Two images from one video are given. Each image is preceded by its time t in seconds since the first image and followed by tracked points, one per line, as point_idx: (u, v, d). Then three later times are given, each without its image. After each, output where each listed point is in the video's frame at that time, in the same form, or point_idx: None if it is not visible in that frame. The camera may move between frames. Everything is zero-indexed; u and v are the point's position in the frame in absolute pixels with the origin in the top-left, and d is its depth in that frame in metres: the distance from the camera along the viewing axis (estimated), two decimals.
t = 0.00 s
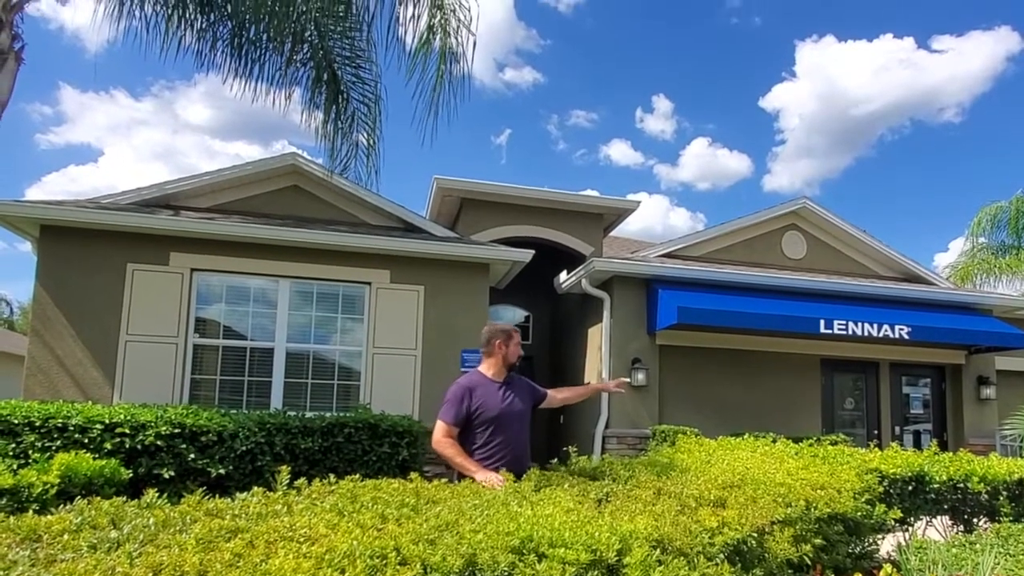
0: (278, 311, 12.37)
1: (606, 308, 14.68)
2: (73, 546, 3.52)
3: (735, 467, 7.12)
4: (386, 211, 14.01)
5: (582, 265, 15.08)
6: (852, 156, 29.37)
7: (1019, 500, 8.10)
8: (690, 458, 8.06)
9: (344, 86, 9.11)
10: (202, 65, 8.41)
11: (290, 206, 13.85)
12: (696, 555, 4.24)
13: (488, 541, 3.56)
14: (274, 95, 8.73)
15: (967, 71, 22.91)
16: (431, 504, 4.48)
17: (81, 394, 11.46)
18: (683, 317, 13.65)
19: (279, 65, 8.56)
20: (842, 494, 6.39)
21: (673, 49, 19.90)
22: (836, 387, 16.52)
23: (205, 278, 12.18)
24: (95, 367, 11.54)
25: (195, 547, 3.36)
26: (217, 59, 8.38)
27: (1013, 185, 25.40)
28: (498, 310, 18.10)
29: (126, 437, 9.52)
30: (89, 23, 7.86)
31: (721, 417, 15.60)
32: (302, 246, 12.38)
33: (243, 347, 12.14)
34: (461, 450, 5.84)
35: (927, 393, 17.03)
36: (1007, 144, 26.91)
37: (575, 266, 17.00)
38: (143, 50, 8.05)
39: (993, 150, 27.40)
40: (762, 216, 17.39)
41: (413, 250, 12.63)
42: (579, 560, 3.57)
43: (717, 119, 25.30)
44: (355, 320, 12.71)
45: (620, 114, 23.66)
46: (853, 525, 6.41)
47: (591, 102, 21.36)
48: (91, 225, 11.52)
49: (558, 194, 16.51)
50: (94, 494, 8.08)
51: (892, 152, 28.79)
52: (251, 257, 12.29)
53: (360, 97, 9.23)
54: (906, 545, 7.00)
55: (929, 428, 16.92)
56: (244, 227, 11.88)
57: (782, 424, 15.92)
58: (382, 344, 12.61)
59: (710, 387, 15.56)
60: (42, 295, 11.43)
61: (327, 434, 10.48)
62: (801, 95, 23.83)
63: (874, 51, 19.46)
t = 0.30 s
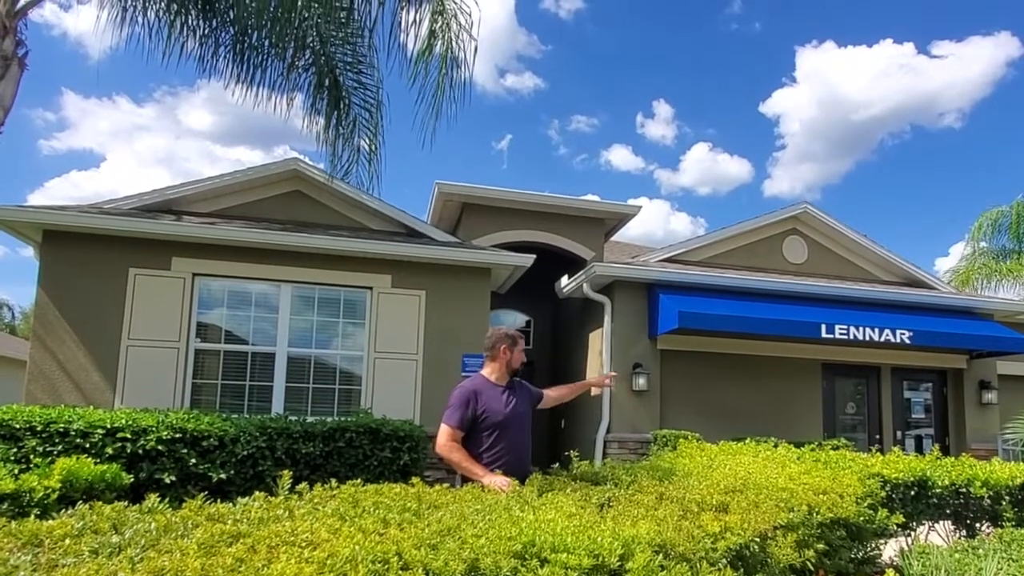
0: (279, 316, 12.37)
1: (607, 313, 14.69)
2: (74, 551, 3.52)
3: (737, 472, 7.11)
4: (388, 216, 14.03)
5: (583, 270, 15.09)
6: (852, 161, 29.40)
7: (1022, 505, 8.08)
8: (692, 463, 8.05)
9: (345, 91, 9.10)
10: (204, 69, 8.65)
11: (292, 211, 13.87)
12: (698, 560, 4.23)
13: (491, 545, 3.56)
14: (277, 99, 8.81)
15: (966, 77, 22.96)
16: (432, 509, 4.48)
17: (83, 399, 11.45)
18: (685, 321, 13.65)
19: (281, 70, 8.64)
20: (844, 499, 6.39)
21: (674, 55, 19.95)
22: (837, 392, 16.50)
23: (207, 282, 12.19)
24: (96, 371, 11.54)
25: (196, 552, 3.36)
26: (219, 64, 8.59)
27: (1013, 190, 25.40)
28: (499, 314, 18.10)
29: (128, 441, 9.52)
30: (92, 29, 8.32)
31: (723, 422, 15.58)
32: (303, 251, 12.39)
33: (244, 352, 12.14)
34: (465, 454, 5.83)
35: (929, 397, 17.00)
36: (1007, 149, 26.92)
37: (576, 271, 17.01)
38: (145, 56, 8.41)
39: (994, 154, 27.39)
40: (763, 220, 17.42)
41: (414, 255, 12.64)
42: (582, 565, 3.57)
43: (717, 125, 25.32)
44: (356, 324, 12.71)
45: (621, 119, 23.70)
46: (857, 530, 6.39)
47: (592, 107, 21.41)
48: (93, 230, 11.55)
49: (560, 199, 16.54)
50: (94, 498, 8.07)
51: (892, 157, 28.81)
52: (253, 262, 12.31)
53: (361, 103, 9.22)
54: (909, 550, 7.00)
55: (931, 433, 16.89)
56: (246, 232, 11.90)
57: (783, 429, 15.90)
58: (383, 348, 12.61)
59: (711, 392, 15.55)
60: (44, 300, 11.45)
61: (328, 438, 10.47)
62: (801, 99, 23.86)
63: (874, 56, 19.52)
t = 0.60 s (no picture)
0: (280, 320, 12.39)
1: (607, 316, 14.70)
2: (75, 555, 3.52)
3: (738, 475, 7.12)
4: (388, 220, 14.04)
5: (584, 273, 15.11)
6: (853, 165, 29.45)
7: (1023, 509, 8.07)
8: (693, 467, 8.04)
9: (346, 96, 9.27)
10: (206, 75, 8.71)
11: (293, 215, 13.88)
12: (699, 563, 4.23)
13: (492, 549, 3.57)
14: (279, 103, 8.87)
15: (967, 81, 22.99)
16: (433, 512, 4.49)
17: (84, 403, 11.46)
18: (685, 325, 13.66)
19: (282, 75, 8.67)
20: (845, 502, 6.38)
21: (674, 59, 19.98)
22: (838, 395, 16.48)
23: (208, 286, 12.21)
24: (98, 375, 11.55)
25: (197, 555, 3.37)
26: (222, 70, 8.66)
27: (1014, 193, 25.39)
28: (499, 318, 18.11)
29: (128, 445, 9.51)
30: (94, 35, 8.43)
31: (723, 426, 15.56)
32: (304, 255, 12.41)
33: (245, 355, 12.15)
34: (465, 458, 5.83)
35: (931, 401, 16.98)
36: (1007, 152, 26.85)
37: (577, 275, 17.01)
38: (147, 60, 8.46)
39: (995, 158, 27.38)
40: (764, 224, 17.42)
41: (415, 258, 12.66)
42: (583, 568, 3.58)
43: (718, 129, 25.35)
44: (357, 328, 12.72)
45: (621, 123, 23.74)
46: (858, 534, 6.39)
47: (593, 111, 21.45)
48: (95, 234, 11.57)
49: (560, 203, 16.55)
50: (96, 502, 8.07)
51: (893, 161, 28.82)
52: (254, 266, 12.32)
53: (362, 107, 9.39)
54: (911, 554, 6.99)
55: (932, 436, 16.87)
56: (247, 236, 11.92)
57: (785, 432, 15.88)
58: (384, 352, 12.61)
59: (712, 395, 15.54)
60: (46, 304, 11.47)
61: (329, 442, 10.46)
62: (801, 103, 23.90)
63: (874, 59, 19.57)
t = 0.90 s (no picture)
0: (280, 323, 12.40)
1: (607, 319, 14.70)
2: (74, 557, 3.53)
3: (738, 478, 7.11)
4: (389, 223, 14.05)
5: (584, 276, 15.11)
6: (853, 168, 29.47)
7: None
8: (692, 470, 8.04)
9: (347, 99, 9.36)
10: (207, 79, 8.70)
11: (293, 218, 13.90)
12: (699, 565, 4.23)
13: (491, 551, 3.57)
14: (279, 107, 8.89)
15: (967, 84, 23.03)
16: (432, 515, 4.49)
17: (84, 406, 11.47)
18: (685, 328, 13.66)
19: (282, 79, 8.71)
20: (845, 505, 6.37)
21: (675, 62, 20.01)
22: (839, 398, 16.47)
23: (208, 289, 12.22)
24: (98, 378, 11.56)
25: (196, 558, 3.38)
26: (221, 73, 8.69)
27: (1015, 196, 25.37)
28: (499, 321, 18.12)
29: (129, 448, 9.52)
30: (95, 39, 8.51)
31: (724, 428, 15.55)
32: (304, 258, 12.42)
33: (245, 358, 12.16)
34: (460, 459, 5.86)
35: (931, 404, 16.96)
36: (1008, 155, 26.86)
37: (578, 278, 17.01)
38: (148, 63, 8.51)
39: (995, 161, 27.37)
40: (764, 227, 17.42)
41: (415, 261, 12.66)
42: (582, 570, 3.58)
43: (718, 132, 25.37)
44: (358, 331, 12.73)
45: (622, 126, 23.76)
46: (858, 537, 6.39)
47: (593, 114, 21.48)
48: (96, 237, 11.59)
49: (561, 206, 16.56)
50: (95, 505, 8.07)
51: (893, 164, 28.82)
52: (255, 269, 12.34)
53: (362, 111, 9.45)
54: (911, 558, 6.99)
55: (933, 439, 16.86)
56: (248, 239, 11.93)
57: (785, 435, 15.87)
58: (384, 355, 12.62)
59: (712, 398, 15.53)
60: (46, 307, 11.48)
61: (329, 445, 10.46)
62: (802, 106, 23.91)
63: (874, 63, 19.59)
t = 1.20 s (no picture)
0: (280, 324, 12.41)
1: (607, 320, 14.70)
2: (72, 557, 3.53)
3: (737, 479, 7.11)
4: (388, 224, 14.05)
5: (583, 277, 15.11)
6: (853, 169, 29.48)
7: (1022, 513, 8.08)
8: (692, 470, 8.03)
9: (347, 101, 9.30)
10: (207, 80, 8.74)
11: (293, 219, 13.90)
12: (696, 566, 4.22)
13: (488, 552, 3.57)
14: (279, 109, 8.90)
15: (967, 86, 23.03)
16: (430, 515, 4.49)
17: (84, 407, 11.49)
18: (684, 329, 13.65)
19: (281, 81, 8.74)
20: (844, 506, 6.36)
21: (674, 63, 20.03)
22: (838, 399, 16.47)
23: (208, 290, 12.23)
24: (97, 379, 11.57)
25: (193, 558, 3.38)
26: (220, 75, 8.72)
27: (1015, 197, 25.34)
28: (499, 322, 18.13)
29: (128, 449, 9.54)
30: (97, 42, 8.57)
31: (723, 430, 15.55)
32: (304, 259, 12.43)
33: (245, 359, 12.17)
34: (455, 459, 5.90)
35: (931, 405, 16.94)
36: (1008, 157, 26.86)
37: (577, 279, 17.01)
38: (148, 65, 8.63)
39: (996, 162, 27.35)
40: (763, 228, 17.41)
41: (414, 262, 12.67)
42: (579, 571, 3.58)
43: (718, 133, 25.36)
44: (357, 332, 12.74)
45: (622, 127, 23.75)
46: (856, 538, 6.39)
47: (593, 116, 21.49)
48: (96, 238, 11.60)
49: (561, 207, 16.56)
50: (94, 506, 8.07)
51: (893, 165, 28.81)
52: (254, 270, 12.35)
53: (362, 112, 9.37)
54: (910, 558, 7.00)
55: (932, 440, 16.85)
56: (247, 240, 11.95)
57: (785, 436, 15.87)
58: (383, 356, 12.62)
59: (712, 399, 15.52)
60: (46, 308, 11.50)
61: (328, 446, 10.46)
62: (802, 108, 23.90)
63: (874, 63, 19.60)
